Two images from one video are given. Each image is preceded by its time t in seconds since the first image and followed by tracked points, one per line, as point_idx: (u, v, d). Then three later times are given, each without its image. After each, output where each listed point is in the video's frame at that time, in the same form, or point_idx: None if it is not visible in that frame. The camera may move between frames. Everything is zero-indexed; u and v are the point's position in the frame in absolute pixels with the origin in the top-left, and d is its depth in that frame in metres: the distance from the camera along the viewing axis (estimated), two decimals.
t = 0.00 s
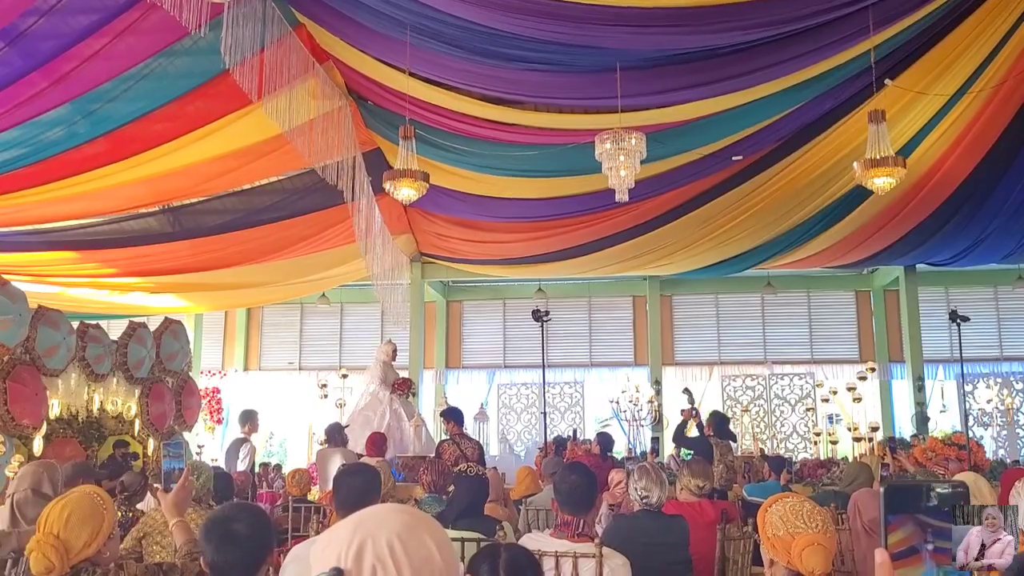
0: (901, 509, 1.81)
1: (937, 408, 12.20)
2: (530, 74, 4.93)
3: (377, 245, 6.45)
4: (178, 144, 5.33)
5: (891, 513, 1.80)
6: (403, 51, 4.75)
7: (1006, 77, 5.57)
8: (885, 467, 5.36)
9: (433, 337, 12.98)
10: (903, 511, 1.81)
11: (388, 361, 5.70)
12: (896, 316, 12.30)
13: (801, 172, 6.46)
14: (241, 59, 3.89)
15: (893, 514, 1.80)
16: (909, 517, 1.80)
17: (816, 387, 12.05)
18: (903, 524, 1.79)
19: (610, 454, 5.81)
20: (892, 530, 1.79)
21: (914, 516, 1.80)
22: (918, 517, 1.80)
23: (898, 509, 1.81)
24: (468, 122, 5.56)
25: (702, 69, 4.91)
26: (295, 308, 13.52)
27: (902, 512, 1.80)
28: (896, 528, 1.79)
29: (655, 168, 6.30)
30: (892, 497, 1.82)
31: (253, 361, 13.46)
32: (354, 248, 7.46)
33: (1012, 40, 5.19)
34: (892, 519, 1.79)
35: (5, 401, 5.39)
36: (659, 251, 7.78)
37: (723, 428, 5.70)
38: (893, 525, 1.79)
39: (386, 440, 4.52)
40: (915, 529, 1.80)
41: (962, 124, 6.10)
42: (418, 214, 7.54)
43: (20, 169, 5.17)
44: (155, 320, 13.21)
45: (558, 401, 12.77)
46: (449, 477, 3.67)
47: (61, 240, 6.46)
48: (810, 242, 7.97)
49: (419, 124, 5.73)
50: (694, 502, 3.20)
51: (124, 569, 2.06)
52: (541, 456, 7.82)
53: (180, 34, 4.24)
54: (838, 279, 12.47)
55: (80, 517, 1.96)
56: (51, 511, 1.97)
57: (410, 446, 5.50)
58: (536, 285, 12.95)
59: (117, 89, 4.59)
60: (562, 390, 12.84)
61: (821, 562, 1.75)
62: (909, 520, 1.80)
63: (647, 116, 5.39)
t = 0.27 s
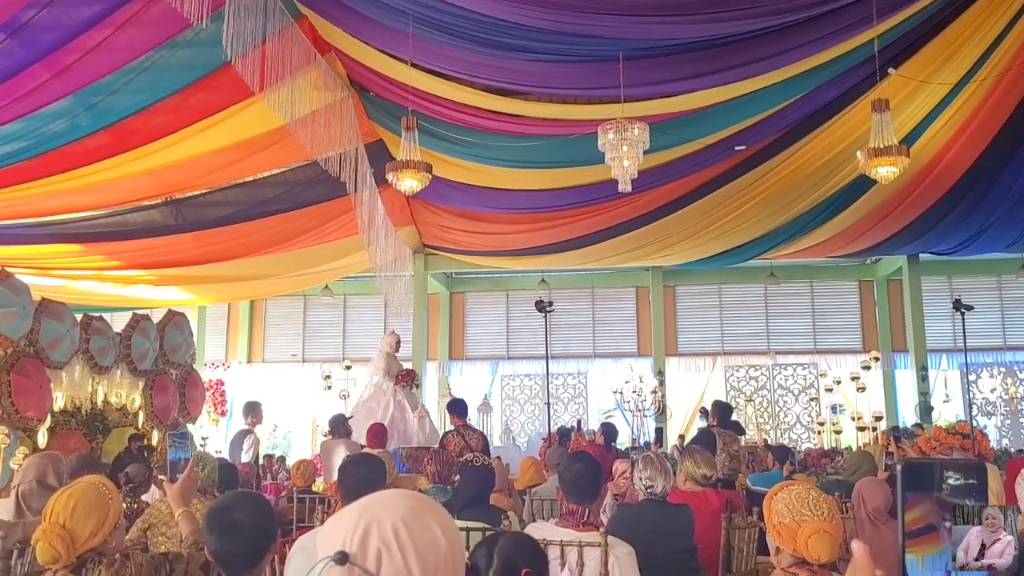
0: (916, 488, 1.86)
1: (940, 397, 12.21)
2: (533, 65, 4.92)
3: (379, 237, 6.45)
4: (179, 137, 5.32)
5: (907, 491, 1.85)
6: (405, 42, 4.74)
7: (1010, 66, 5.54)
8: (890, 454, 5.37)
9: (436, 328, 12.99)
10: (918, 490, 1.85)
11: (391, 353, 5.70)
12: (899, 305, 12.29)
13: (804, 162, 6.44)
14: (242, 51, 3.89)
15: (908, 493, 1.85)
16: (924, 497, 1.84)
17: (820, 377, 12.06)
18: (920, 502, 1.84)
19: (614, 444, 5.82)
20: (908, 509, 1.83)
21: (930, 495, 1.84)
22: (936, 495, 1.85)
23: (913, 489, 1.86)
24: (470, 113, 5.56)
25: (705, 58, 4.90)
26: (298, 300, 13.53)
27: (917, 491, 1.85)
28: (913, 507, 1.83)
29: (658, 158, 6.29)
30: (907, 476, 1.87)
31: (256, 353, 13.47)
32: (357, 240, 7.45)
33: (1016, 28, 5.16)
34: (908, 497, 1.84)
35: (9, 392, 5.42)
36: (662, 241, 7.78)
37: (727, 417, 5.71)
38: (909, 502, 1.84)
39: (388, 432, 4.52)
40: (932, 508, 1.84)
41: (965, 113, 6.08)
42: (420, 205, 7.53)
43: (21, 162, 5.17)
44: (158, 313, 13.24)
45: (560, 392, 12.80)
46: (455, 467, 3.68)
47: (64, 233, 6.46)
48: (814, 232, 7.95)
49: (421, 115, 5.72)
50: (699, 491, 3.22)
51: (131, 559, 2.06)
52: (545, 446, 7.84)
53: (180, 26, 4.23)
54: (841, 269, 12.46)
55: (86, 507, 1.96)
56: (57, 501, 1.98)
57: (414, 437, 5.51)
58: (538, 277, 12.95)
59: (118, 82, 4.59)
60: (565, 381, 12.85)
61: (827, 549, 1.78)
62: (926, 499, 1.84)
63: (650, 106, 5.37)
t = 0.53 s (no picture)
0: (919, 482, 1.83)
1: (943, 393, 12.22)
2: (535, 59, 4.90)
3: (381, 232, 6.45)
4: (181, 132, 5.31)
5: (909, 485, 1.82)
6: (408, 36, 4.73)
7: (1014, 60, 5.53)
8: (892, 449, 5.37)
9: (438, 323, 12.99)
10: (920, 484, 1.83)
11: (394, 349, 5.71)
12: (902, 300, 12.27)
13: (806, 157, 6.43)
14: (244, 46, 3.88)
15: (910, 486, 1.83)
16: (927, 490, 1.82)
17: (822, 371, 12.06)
18: (921, 496, 1.82)
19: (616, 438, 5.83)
20: (910, 502, 1.81)
21: (932, 489, 1.82)
22: (938, 490, 1.83)
23: (916, 482, 1.83)
24: (472, 108, 5.55)
25: (708, 52, 4.88)
26: (300, 295, 13.53)
27: (917, 485, 1.82)
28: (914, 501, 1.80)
29: (660, 152, 6.28)
30: (910, 470, 1.83)
31: (258, 348, 13.48)
32: (359, 234, 7.45)
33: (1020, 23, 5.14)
34: (909, 491, 1.82)
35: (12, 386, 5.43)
36: (664, 236, 7.77)
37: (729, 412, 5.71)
38: (911, 495, 1.81)
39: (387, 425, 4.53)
40: (932, 502, 1.82)
41: (968, 108, 6.06)
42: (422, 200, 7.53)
43: (23, 157, 5.16)
44: (161, 308, 13.25)
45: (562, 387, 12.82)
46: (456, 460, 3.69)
47: (67, 228, 6.46)
48: (816, 226, 7.95)
49: (423, 109, 5.71)
50: (700, 485, 3.23)
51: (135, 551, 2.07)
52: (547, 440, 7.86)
53: (182, 21, 4.22)
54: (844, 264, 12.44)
55: (91, 500, 1.98)
56: (62, 494, 1.99)
57: (416, 432, 5.52)
58: (540, 271, 12.94)
59: (120, 77, 4.58)
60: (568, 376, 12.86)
61: (830, 542, 1.83)
62: (927, 493, 1.82)
63: (652, 100, 5.36)
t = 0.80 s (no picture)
0: (927, 481, 1.92)
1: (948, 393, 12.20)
2: (538, 58, 4.90)
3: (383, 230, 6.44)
4: (186, 130, 5.32)
5: (917, 483, 1.91)
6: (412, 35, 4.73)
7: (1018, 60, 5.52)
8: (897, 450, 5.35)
9: (441, 321, 12.99)
10: (927, 483, 1.92)
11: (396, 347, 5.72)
12: (906, 300, 12.25)
13: (809, 156, 6.42)
14: (250, 44, 3.88)
15: (919, 485, 1.91)
16: (933, 489, 1.92)
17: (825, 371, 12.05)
18: (928, 495, 1.91)
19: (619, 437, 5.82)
20: (918, 502, 1.91)
21: (939, 488, 1.92)
22: (944, 488, 1.92)
23: (924, 482, 1.92)
24: (475, 106, 5.55)
25: (712, 51, 4.88)
26: (303, 293, 13.54)
27: (927, 484, 1.92)
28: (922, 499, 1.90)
29: (663, 151, 6.27)
30: (918, 470, 1.93)
31: (261, 346, 13.49)
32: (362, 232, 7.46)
33: None
34: (918, 491, 1.90)
35: (16, 383, 5.45)
36: (667, 235, 7.77)
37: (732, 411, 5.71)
38: (919, 495, 1.90)
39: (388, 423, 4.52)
40: (940, 499, 1.92)
41: (973, 107, 6.06)
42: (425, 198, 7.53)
43: (28, 155, 5.17)
44: (164, 305, 13.27)
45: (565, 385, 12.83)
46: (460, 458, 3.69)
47: (71, 225, 6.47)
48: (820, 226, 7.93)
49: (426, 108, 5.71)
50: (704, 485, 3.22)
51: (141, 547, 2.08)
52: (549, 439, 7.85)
53: (188, 19, 4.23)
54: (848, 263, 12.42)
55: (97, 496, 1.98)
56: (68, 489, 1.99)
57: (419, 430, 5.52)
58: (543, 270, 12.93)
59: (124, 75, 4.59)
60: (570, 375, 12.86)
61: (836, 541, 1.84)
62: (934, 492, 1.92)
63: (656, 99, 5.36)
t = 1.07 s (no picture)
0: (935, 482, 1.92)
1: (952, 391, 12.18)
2: (544, 55, 4.90)
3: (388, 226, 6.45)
4: (192, 126, 5.32)
5: (926, 485, 1.91)
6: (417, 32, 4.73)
7: None
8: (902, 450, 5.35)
9: (446, 317, 13.01)
10: (936, 486, 1.92)
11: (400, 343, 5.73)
12: (911, 298, 12.22)
13: (815, 154, 6.41)
14: (255, 41, 3.88)
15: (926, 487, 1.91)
16: (942, 491, 1.92)
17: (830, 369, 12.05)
18: (936, 497, 1.91)
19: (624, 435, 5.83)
20: (927, 503, 1.90)
21: (947, 491, 1.92)
22: (951, 491, 1.92)
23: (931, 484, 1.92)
24: (481, 103, 5.54)
25: (718, 49, 4.87)
26: (308, 289, 13.56)
27: (934, 487, 1.92)
28: (930, 501, 1.90)
29: (669, 148, 6.26)
30: (924, 472, 1.92)
31: (266, 341, 13.52)
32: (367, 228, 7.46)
33: None
34: (926, 493, 1.91)
35: (23, 377, 5.49)
36: (672, 232, 7.76)
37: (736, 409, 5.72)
38: (927, 496, 1.90)
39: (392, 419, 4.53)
40: (946, 501, 1.92)
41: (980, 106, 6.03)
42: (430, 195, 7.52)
43: (35, 152, 5.18)
44: (170, 301, 13.31)
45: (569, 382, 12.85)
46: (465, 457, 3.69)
47: (77, 221, 6.49)
48: (826, 224, 7.92)
49: (432, 105, 5.71)
50: (708, 482, 3.23)
51: (148, 543, 2.09)
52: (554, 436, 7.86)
53: (194, 16, 4.23)
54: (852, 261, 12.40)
55: (104, 493, 1.98)
56: (76, 485, 2.00)
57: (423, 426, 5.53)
58: (547, 267, 12.92)
59: (130, 72, 4.59)
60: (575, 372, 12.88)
61: (841, 542, 1.84)
62: (941, 494, 1.92)
63: (662, 96, 5.35)
